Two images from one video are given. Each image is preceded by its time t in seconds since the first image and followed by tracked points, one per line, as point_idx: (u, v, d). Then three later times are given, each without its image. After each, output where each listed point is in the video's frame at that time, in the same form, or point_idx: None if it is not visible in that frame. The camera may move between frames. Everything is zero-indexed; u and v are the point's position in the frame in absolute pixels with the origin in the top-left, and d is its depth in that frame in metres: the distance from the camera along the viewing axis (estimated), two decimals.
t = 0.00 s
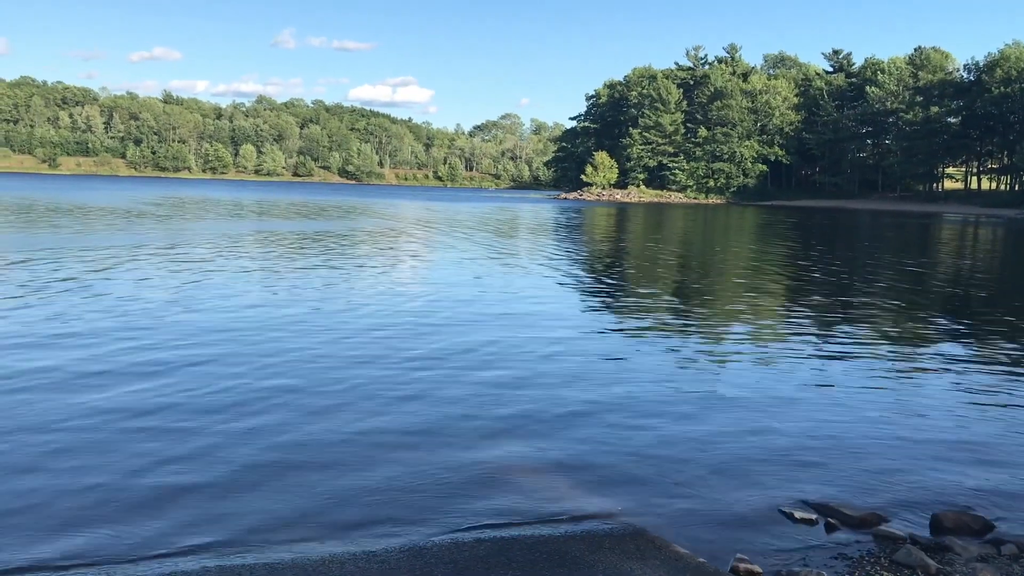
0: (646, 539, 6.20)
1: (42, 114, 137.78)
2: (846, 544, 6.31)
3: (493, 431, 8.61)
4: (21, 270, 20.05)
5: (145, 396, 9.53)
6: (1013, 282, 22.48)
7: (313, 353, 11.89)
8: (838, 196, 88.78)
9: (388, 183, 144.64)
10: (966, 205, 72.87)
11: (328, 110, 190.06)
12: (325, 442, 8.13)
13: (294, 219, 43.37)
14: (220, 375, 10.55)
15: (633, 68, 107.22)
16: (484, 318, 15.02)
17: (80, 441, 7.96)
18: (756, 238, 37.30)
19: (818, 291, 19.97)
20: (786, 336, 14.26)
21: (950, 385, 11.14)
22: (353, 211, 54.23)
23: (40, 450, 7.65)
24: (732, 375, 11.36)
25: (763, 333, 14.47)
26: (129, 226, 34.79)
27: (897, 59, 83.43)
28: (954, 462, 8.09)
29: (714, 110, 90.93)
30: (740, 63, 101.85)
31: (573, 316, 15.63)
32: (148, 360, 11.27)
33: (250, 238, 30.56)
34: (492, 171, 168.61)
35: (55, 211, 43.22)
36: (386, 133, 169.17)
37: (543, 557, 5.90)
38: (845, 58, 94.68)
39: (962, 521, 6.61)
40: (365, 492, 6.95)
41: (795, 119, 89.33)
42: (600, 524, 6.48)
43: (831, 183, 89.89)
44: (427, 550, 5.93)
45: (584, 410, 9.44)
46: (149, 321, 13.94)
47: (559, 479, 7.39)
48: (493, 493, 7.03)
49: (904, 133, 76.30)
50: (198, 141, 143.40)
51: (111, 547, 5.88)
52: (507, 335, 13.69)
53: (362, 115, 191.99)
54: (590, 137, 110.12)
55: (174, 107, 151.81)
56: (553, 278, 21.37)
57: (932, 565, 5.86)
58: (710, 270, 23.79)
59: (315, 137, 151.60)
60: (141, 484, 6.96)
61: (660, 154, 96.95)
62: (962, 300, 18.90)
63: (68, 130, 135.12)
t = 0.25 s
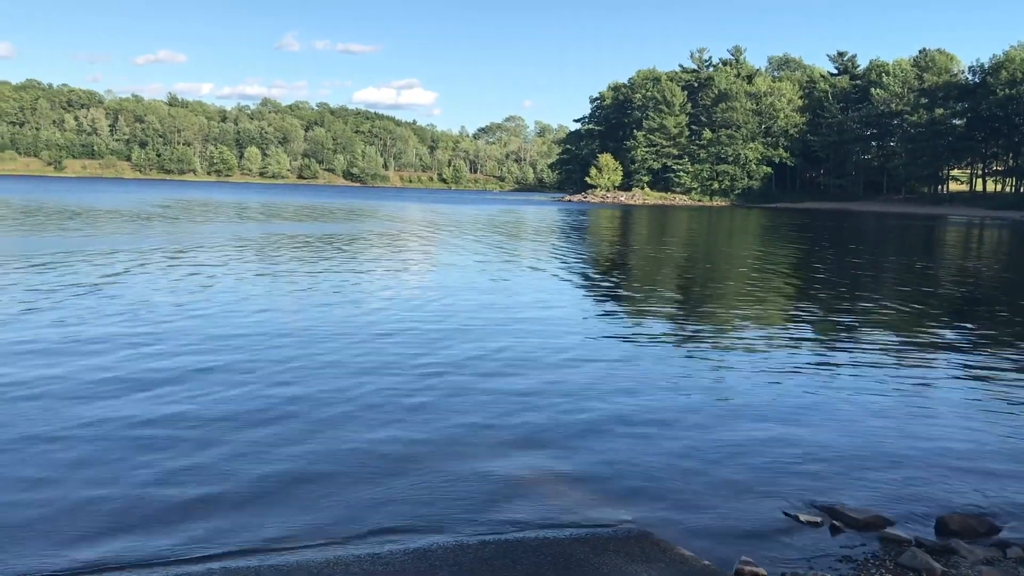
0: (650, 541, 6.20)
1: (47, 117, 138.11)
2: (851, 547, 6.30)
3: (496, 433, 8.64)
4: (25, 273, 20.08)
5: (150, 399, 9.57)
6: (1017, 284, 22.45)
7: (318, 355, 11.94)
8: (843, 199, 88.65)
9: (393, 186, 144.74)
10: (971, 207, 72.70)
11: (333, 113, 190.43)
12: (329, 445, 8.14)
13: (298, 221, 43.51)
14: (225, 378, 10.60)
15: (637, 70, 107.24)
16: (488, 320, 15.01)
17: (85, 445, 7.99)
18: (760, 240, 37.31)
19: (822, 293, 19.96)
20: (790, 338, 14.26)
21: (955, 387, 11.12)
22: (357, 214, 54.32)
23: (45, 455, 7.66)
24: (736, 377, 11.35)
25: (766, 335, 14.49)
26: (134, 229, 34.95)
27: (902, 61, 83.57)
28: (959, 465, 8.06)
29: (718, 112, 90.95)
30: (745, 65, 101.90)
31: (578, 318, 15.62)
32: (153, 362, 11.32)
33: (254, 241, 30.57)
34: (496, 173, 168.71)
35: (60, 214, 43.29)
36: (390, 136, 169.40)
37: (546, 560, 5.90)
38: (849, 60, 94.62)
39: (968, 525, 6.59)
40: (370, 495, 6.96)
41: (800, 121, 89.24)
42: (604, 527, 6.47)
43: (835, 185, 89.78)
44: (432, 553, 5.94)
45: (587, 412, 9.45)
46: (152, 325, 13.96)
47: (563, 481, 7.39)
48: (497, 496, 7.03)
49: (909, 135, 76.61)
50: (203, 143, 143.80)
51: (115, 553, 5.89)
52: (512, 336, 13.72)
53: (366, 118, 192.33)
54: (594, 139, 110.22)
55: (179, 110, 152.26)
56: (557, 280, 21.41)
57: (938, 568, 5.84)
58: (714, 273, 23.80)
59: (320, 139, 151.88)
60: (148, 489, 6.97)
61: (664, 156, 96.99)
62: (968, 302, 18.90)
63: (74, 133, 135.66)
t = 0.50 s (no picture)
0: (654, 542, 6.21)
1: (53, 120, 138.52)
2: (856, 549, 6.28)
3: (501, 435, 8.64)
4: (30, 274, 20.13)
5: (157, 400, 9.61)
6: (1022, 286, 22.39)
7: (324, 357, 11.96)
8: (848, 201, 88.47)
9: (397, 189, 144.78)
10: (977, 210, 72.32)
11: (339, 116, 190.85)
12: (333, 446, 8.15)
13: (303, 224, 43.59)
14: (231, 379, 10.63)
15: (642, 72, 107.35)
16: (493, 323, 15.03)
17: (89, 444, 8.00)
18: (765, 243, 37.25)
19: (827, 296, 19.95)
20: (795, 341, 14.24)
21: (960, 390, 11.10)
22: (363, 216, 54.37)
23: (48, 454, 7.68)
24: (740, 379, 11.35)
25: (771, 337, 14.47)
26: (140, 231, 35.04)
27: (908, 63, 83.63)
28: (964, 467, 8.05)
29: (723, 114, 90.91)
30: (750, 68, 101.86)
31: (582, 321, 15.63)
32: (159, 363, 11.36)
33: (260, 244, 30.66)
34: (501, 176, 168.80)
35: (66, 216, 43.42)
36: (395, 138, 169.62)
37: (551, 561, 5.90)
38: (854, 62, 94.49)
39: (974, 527, 6.57)
40: (375, 498, 6.96)
41: (805, 124, 89.10)
42: (609, 528, 6.47)
43: (840, 188, 89.60)
44: (436, 555, 5.94)
45: (591, 415, 9.45)
46: (156, 326, 13.98)
47: (568, 483, 7.38)
48: (502, 498, 7.02)
49: (915, 137, 76.65)
50: (208, 146, 144.11)
51: (119, 554, 5.89)
52: (517, 339, 13.72)
53: (371, 120, 192.68)
54: (599, 142, 110.23)
55: (185, 113, 152.77)
56: (561, 283, 21.43)
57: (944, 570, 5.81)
58: (719, 275, 23.76)
59: (325, 142, 152.11)
60: (154, 490, 6.98)
61: (669, 158, 96.96)
62: (973, 305, 18.86)
63: (80, 136, 136.12)
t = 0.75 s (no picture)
0: (662, 545, 6.19)
1: (61, 122, 139.01)
2: (863, 553, 6.25)
3: (508, 438, 8.64)
4: (37, 277, 20.15)
5: (165, 402, 9.63)
6: None
7: (331, 360, 11.97)
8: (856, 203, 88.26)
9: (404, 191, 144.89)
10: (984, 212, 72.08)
11: (345, 118, 191.26)
12: (339, 449, 8.14)
13: (310, 226, 43.73)
14: (238, 382, 10.65)
15: (649, 74, 107.33)
16: (500, 326, 15.03)
17: (97, 447, 8.00)
18: (772, 245, 37.22)
19: (835, 298, 19.89)
20: (802, 343, 14.21)
21: (968, 393, 11.04)
22: (370, 218, 54.47)
23: (58, 458, 7.68)
24: (748, 382, 11.32)
25: (779, 340, 14.44)
26: (148, 233, 35.15)
27: (915, 65, 83.54)
28: (972, 470, 8.03)
29: (730, 116, 90.84)
30: (757, 70, 101.80)
31: (589, 324, 15.57)
32: (166, 365, 11.39)
33: (267, 246, 30.71)
34: (507, 178, 168.89)
35: (74, 218, 43.56)
36: (402, 141, 169.86)
37: (559, 564, 5.89)
38: (861, 64, 94.34)
39: (983, 531, 6.54)
40: (381, 501, 6.95)
41: (812, 126, 88.92)
42: (617, 532, 6.44)
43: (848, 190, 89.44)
44: (443, 558, 5.94)
45: (598, 418, 9.42)
46: (162, 330, 13.97)
47: (575, 486, 7.38)
48: (510, 500, 7.02)
49: (923, 139, 76.49)
50: (216, 148, 144.50)
51: (125, 556, 5.89)
52: (524, 341, 13.72)
53: (378, 123, 193.03)
54: (606, 144, 110.23)
55: (192, 115, 153.26)
56: (568, 285, 21.43)
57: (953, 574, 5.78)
58: (727, 278, 23.72)
59: (331, 145, 152.40)
60: (161, 492, 7.00)
61: (675, 160, 96.93)
62: (982, 307, 18.80)
63: (89, 139, 136.65)
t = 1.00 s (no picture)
0: (669, 547, 6.18)
1: (68, 124, 139.47)
2: (870, 555, 6.23)
3: (515, 439, 8.62)
4: (43, 279, 20.18)
5: (171, 403, 9.65)
6: None
7: (337, 362, 11.97)
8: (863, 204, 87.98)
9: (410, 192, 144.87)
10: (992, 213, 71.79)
11: (351, 119, 191.49)
12: (345, 451, 8.15)
13: (316, 227, 43.76)
14: (245, 383, 10.66)
15: (655, 75, 107.21)
16: (506, 327, 15.01)
17: (104, 449, 8.01)
18: (778, 246, 37.13)
19: (842, 299, 19.81)
20: (808, 344, 14.17)
21: (974, 394, 11.01)
22: (376, 220, 54.46)
23: (65, 460, 7.70)
24: (754, 383, 11.29)
25: (785, 341, 14.40)
26: (155, 235, 35.18)
27: (922, 65, 83.37)
28: (980, 471, 8.00)
29: (736, 117, 90.68)
30: (763, 70, 101.64)
31: (594, 325, 15.54)
32: (172, 367, 11.41)
33: (273, 247, 30.74)
34: (513, 179, 168.88)
35: (81, 220, 43.68)
36: (409, 142, 169.93)
37: (565, 565, 5.89)
38: (868, 65, 94.06)
39: (991, 532, 6.51)
40: (388, 502, 6.93)
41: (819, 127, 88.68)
42: (623, 534, 6.44)
43: (854, 191, 89.20)
44: (450, 558, 5.93)
45: (604, 418, 9.42)
46: (167, 331, 13.99)
47: (581, 488, 7.36)
48: (516, 502, 7.01)
49: (930, 140, 76.22)
50: (222, 150, 144.75)
51: (132, 557, 5.91)
52: (530, 342, 13.71)
53: (384, 124, 193.24)
54: (612, 145, 110.15)
55: (199, 117, 153.58)
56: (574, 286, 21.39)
57: None
58: (733, 279, 23.67)
59: (338, 146, 152.55)
60: (167, 494, 7.00)
61: (681, 161, 96.80)
62: (990, 309, 18.73)
63: (96, 140, 137.04)
